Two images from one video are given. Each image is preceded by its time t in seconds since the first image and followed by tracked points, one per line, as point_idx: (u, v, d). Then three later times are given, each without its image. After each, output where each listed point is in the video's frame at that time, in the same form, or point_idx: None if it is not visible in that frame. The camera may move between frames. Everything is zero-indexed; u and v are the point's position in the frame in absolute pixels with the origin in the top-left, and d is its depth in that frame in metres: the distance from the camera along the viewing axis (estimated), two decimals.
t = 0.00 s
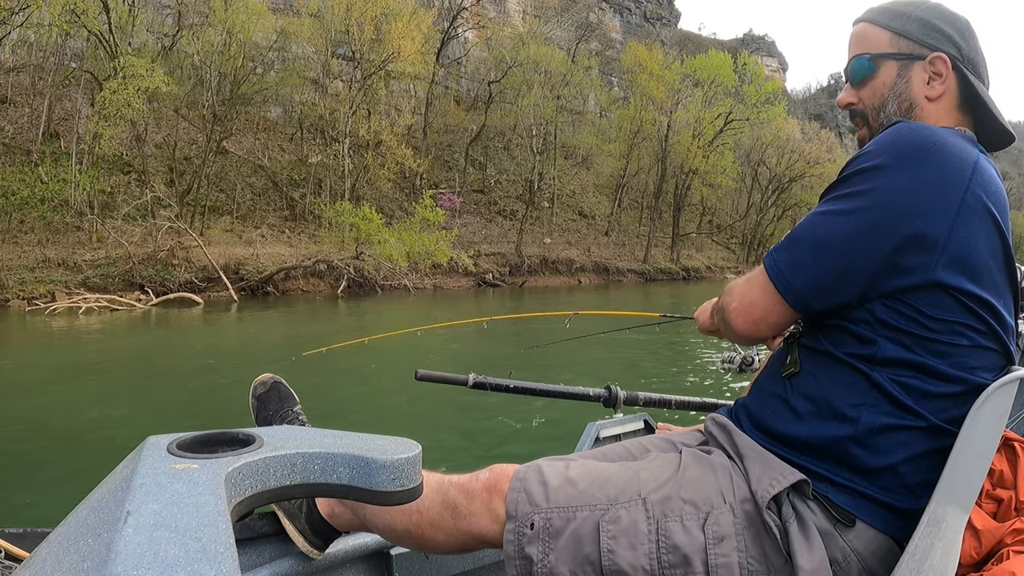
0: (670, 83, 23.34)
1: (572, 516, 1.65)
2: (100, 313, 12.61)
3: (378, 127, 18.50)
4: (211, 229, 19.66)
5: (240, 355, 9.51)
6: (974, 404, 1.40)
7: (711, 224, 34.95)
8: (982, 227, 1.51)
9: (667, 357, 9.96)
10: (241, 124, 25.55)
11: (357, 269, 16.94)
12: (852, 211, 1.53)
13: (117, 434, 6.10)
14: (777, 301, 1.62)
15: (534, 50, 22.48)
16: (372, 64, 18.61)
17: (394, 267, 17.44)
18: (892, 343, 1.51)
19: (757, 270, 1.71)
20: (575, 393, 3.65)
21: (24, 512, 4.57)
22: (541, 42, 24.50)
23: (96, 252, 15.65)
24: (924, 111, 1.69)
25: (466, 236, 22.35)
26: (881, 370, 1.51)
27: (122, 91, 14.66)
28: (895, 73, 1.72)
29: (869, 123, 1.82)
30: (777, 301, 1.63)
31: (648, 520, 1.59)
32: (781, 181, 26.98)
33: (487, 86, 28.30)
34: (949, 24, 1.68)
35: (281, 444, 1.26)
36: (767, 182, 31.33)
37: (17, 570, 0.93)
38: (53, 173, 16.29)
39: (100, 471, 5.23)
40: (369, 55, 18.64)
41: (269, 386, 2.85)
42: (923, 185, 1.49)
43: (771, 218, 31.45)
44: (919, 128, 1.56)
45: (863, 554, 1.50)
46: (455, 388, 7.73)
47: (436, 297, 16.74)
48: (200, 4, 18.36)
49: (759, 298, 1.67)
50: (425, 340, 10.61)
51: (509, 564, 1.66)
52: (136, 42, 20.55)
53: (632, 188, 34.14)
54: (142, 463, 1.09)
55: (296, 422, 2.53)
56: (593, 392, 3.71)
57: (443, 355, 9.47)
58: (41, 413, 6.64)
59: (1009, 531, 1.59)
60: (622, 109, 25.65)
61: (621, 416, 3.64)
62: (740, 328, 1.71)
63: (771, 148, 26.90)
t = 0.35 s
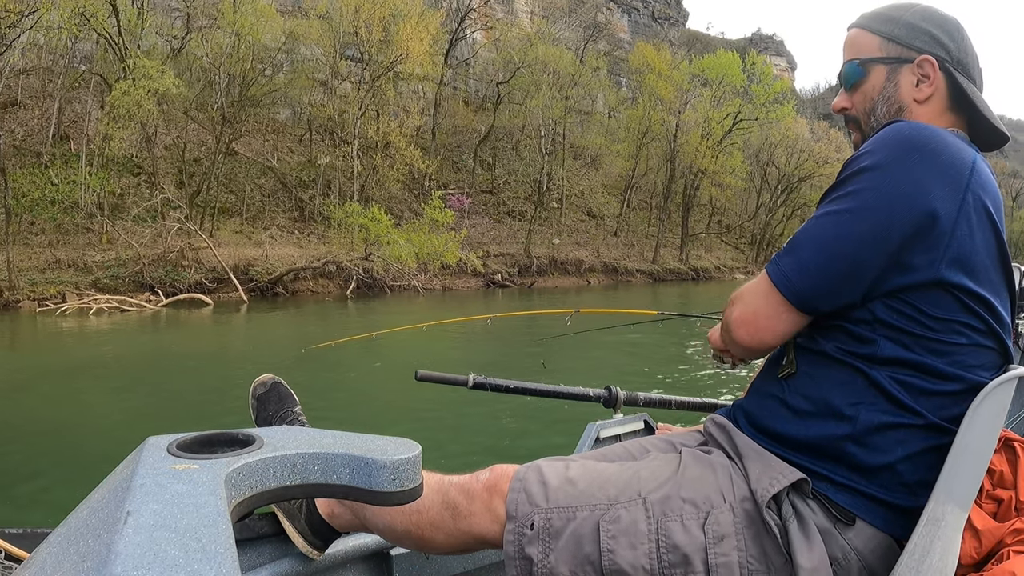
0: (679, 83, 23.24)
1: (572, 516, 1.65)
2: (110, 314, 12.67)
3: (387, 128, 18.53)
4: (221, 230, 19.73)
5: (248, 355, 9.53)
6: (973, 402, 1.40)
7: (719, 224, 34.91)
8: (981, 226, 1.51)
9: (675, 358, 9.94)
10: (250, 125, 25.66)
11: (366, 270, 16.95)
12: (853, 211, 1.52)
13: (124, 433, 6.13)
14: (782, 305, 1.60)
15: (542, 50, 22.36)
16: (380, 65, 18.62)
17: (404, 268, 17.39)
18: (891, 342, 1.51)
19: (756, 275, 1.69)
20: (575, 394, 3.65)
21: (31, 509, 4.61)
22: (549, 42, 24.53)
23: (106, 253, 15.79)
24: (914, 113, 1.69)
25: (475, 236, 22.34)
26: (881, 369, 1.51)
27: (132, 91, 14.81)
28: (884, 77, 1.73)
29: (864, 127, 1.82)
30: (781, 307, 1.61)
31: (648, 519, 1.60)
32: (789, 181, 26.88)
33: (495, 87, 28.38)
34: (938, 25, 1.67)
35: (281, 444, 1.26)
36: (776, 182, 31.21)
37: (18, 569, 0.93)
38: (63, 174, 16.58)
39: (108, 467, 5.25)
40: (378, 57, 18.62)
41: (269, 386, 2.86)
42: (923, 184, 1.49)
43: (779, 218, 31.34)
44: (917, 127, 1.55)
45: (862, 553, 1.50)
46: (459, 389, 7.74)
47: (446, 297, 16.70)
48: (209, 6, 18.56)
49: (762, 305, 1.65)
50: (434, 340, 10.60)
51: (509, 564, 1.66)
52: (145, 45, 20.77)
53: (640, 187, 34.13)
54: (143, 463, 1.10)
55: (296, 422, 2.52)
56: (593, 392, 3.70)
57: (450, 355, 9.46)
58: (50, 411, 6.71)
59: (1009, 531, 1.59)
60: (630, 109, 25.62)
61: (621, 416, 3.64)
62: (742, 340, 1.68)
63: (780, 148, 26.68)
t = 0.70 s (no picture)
0: (686, 87, 23.13)
1: (572, 516, 1.64)
2: (121, 319, 12.78)
3: (396, 133, 18.56)
4: (231, 236, 19.83)
5: (255, 358, 9.58)
6: (976, 403, 1.39)
7: (728, 227, 34.85)
8: (988, 230, 1.50)
9: (683, 362, 9.90)
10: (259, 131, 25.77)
11: (376, 275, 16.81)
12: (861, 214, 1.51)
13: (131, 436, 6.18)
14: (784, 304, 1.60)
15: (550, 54, 22.59)
16: (389, 71, 18.64)
17: (413, 272, 17.31)
18: (895, 346, 1.50)
19: (761, 273, 1.68)
20: (575, 394, 3.65)
21: (39, 510, 4.65)
22: (557, 46, 24.63)
23: (117, 259, 16.00)
24: (947, 110, 1.70)
25: (484, 241, 22.34)
26: (884, 373, 1.50)
27: (142, 98, 15.02)
28: (923, 68, 1.69)
29: (887, 116, 1.77)
30: (783, 304, 1.61)
31: (649, 520, 1.59)
32: (798, 183, 26.75)
33: (503, 91, 28.53)
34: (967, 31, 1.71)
35: (281, 444, 1.25)
36: (784, 184, 31.04)
37: (19, 568, 0.92)
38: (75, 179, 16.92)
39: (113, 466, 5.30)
40: (386, 62, 18.67)
41: (269, 386, 2.84)
42: (930, 187, 1.48)
43: (788, 220, 31.20)
44: (926, 130, 1.54)
45: (864, 555, 1.49)
46: (463, 391, 7.75)
47: (455, 302, 16.68)
48: (218, 14, 18.81)
49: (764, 301, 1.65)
50: (444, 345, 10.60)
51: (509, 565, 1.65)
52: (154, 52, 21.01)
53: (649, 191, 34.11)
54: (142, 463, 1.09)
55: (295, 422, 2.52)
56: (592, 392, 3.70)
57: (459, 359, 9.49)
58: (57, 414, 6.79)
59: (1010, 531, 1.58)
60: (638, 113, 25.66)
61: (621, 416, 3.63)
62: (744, 333, 1.68)
63: (788, 150, 26.49)
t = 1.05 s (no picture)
0: (694, 91, 22.79)
1: (572, 520, 1.63)
2: (132, 329, 12.87)
3: (404, 142, 18.60)
4: (242, 245, 19.90)
5: (260, 365, 9.64)
6: (978, 407, 1.40)
7: (738, 231, 34.74)
8: (1002, 233, 1.51)
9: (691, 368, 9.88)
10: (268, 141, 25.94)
11: (386, 283, 16.73)
12: (881, 215, 1.48)
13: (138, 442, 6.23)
14: (803, 313, 1.55)
15: (555, 62, 22.84)
16: (396, 80, 18.75)
17: (423, 280, 17.20)
18: (906, 353, 1.48)
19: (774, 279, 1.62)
20: (575, 394, 3.64)
21: (44, 516, 4.74)
22: (563, 54, 24.70)
23: (128, 268, 16.19)
24: (952, 107, 1.71)
25: (494, 249, 22.35)
26: (893, 380, 1.49)
27: (152, 111, 15.16)
28: (929, 62, 1.69)
29: (894, 111, 1.75)
30: (800, 314, 1.56)
31: (649, 525, 1.58)
32: (807, 187, 26.57)
33: (510, 98, 28.74)
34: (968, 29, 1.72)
35: (281, 445, 1.25)
36: (794, 187, 30.76)
37: (20, 568, 0.92)
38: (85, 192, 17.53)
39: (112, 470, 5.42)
40: (393, 72, 18.81)
41: (268, 386, 2.83)
42: (950, 189, 1.47)
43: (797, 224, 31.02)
44: (943, 129, 1.53)
45: (864, 559, 1.49)
46: (467, 395, 7.76)
47: (465, 310, 16.65)
48: (226, 25, 19.05)
49: (780, 314, 1.59)
50: (453, 353, 10.59)
51: (509, 567, 1.65)
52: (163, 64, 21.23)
53: (658, 197, 34.06)
54: (142, 464, 1.09)
55: (294, 422, 2.52)
56: (592, 392, 3.69)
57: (468, 366, 9.51)
58: (65, 421, 6.93)
59: (1010, 531, 1.59)
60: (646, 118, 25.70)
61: (621, 416, 3.63)
62: (757, 348, 1.61)
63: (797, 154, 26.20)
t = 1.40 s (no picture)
0: (700, 94, 22.72)
1: (572, 524, 1.62)
2: (141, 336, 12.93)
3: (411, 148, 18.58)
4: (250, 252, 19.92)
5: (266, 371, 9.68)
6: (982, 416, 1.38)
7: (745, 234, 34.64)
8: (1016, 242, 1.47)
9: (697, 372, 9.85)
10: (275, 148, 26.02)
11: (394, 289, 16.78)
12: (884, 224, 1.48)
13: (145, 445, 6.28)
14: (803, 318, 1.56)
15: (562, 67, 22.75)
16: (403, 87, 18.73)
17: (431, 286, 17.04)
18: (913, 362, 1.47)
19: (775, 281, 1.63)
20: (575, 394, 3.63)
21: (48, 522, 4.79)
22: (569, 58, 24.73)
23: (137, 276, 16.30)
24: (960, 105, 1.67)
25: (502, 254, 22.32)
26: (900, 390, 1.48)
27: (160, 120, 15.25)
28: (934, 61, 1.68)
29: (896, 113, 1.75)
30: (801, 318, 1.56)
31: (649, 530, 1.57)
32: (815, 189, 26.43)
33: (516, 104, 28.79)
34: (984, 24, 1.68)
35: (281, 445, 1.23)
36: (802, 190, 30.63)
37: (19, 569, 0.92)
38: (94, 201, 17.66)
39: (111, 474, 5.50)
40: (400, 79, 18.81)
41: (266, 387, 2.82)
42: (957, 198, 1.45)
43: (805, 226, 30.87)
44: (953, 134, 1.51)
45: (865, 565, 1.48)
46: (472, 401, 7.77)
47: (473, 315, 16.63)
48: (232, 33, 18.94)
49: (779, 316, 1.59)
50: (462, 359, 10.60)
51: (509, 571, 1.64)
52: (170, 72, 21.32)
53: (665, 201, 33.99)
54: (142, 464, 1.08)
55: (292, 422, 2.50)
56: (593, 392, 3.68)
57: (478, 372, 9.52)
58: (71, 427, 6.99)
59: (1010, 531, 1.58)
60: (652, 122, 25.66)
61: (621, 416, 3.61)
62: (757, 348, 1.63)
63: (804, 156, 26.11)
